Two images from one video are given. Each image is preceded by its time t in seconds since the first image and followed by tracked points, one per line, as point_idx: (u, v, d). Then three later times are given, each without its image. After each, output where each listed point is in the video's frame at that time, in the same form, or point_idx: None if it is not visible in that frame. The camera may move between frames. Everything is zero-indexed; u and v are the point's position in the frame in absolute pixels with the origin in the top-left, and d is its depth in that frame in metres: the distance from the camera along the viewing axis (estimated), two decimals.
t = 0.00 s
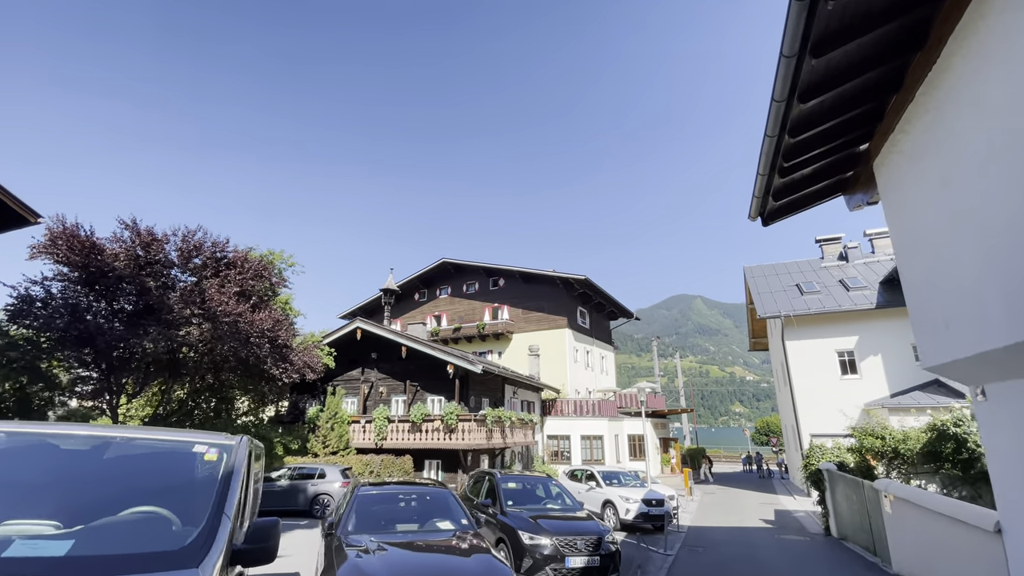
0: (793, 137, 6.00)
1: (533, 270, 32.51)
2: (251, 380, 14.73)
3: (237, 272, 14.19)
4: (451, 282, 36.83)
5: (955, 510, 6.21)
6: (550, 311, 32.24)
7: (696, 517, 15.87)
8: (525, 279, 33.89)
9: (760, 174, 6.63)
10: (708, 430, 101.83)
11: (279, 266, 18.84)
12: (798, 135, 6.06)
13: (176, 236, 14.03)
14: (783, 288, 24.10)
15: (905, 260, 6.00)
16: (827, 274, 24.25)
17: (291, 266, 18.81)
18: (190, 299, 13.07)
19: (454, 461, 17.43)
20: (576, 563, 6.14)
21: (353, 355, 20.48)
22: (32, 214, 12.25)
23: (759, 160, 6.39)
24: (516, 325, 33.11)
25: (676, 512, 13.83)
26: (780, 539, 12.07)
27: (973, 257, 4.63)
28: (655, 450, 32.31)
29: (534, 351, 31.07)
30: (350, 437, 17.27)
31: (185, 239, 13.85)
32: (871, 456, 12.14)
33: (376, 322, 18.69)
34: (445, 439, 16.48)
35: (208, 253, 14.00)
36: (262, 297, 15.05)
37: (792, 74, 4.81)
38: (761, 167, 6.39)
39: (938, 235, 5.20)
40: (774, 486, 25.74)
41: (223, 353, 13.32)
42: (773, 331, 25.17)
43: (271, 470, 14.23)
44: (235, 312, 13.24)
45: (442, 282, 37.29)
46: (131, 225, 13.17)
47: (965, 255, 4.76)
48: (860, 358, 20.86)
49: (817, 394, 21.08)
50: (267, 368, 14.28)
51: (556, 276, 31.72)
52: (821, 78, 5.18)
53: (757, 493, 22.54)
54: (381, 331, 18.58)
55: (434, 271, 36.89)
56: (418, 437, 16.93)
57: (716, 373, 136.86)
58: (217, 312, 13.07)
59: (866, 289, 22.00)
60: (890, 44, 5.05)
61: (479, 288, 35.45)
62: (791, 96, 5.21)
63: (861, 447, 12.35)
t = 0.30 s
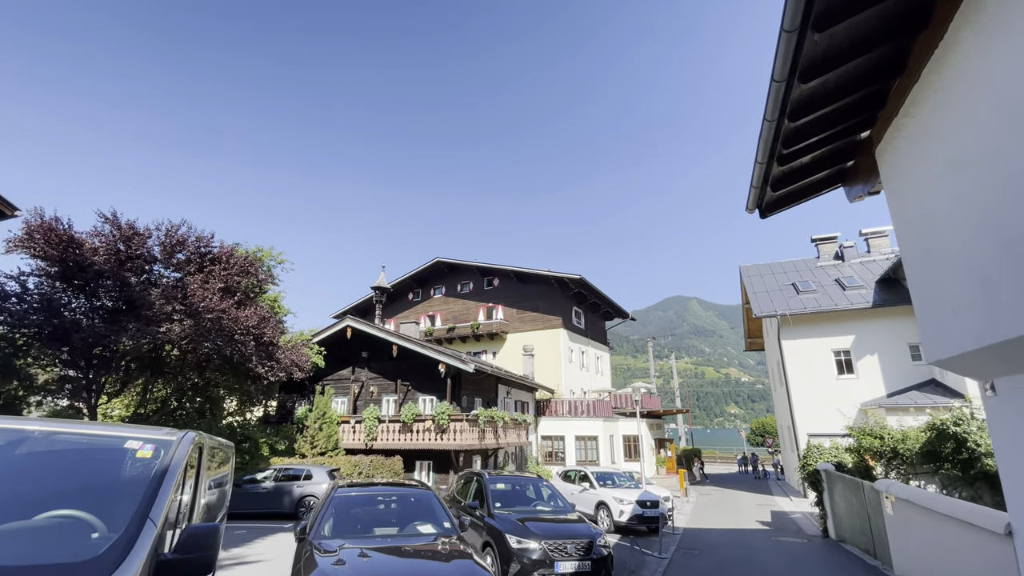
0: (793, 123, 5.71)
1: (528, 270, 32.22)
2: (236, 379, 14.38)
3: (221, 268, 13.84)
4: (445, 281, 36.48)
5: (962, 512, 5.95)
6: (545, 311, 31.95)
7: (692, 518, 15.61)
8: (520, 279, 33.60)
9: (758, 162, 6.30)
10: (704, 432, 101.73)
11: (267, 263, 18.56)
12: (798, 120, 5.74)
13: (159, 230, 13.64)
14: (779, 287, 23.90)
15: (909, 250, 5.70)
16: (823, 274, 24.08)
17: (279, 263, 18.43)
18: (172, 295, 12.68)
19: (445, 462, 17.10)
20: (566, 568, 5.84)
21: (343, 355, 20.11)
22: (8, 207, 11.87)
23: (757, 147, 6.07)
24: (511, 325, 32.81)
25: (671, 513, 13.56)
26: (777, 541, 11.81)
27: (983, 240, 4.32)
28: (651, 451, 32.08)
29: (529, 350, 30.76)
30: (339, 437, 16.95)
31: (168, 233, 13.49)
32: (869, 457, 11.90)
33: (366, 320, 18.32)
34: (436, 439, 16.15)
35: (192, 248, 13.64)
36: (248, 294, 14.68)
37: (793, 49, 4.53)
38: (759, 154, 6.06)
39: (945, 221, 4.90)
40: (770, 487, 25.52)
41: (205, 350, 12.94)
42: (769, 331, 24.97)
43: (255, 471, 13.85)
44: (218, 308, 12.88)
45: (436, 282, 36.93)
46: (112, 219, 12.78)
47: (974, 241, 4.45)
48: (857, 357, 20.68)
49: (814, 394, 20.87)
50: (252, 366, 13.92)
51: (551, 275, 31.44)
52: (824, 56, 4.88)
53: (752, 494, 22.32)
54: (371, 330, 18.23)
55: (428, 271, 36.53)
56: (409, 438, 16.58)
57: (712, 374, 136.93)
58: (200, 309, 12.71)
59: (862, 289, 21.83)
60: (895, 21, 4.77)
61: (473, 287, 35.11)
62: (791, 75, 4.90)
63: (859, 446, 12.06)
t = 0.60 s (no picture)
0: (791, 110, 5.47)
1: (521, 270, 31.97)
2: (218, 378, 14.04)
3: (205, 266, 13.47)
4: (439, 282, 36.13)
5: (968, 516, 5.72)
6: (539, 312, 31.68)
7: (687, 522, 15.33)
8: (514, 279, 33.33)
9: (754, 153, 6.07)
10: (698, 434, 101.86)
11: (254, 262, 18.25)
12: (796, 107, 5.51)
13: (140, 226, 13.23)
14: (774, 288, 23.75)
15: (910, 240, 5.46)
16: (817, 274, 23.97)
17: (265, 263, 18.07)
18: (151, 292, 12.26)
19: (435, 465, 16.74)
20: None
21: (332, 355, 19.75)
22: None
23: (753, 136, 5.84)
24: (504, 326, 32.53)
25: (665, 517, 13.30)
26: (774, 545, 11.56)
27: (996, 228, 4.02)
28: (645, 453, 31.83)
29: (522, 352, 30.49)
30: (327, 440, 16.59)
31: (149, 229, 13.10)
32: (866, 459, 11.69)
33: (354, 320, 18.00)
34: (427, 441, 15.81)
35: (175, 245, 13.26)
36: (233, 293, 14.32)
37: (791, 28, 4.31)
38: (755, 143, 5.83)
39: (954, 208, 4.60)
40: (764, 490, 25.30)
41: (187, 350, 12.55)
42: (764, 332, 24.80)
43: (238, 475, 13.43)
44: (199, 305, 12.52)
45: (430, 282, 36.58)
46: (91, 214, 12.36)
47: (985, 229, 4.16)
48: (852, 359, 20.54)
49: (808, 396, 20.70)
50: (236, 366, 13.55)
51: (545, 276, 31.22)
52: (824, 38, 4.65)
53: (747, 497, 22.09)
54: (360, 329, 17.86)
55: (421, 271, 36.19)
56: (398, 440, 16.22)
57: (706, 377, 137.18)
58: (180, 306, 12.31)
59: (857, 289, 21.70)
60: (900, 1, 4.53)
61: (466, 288, 34.79)
62: (789, 58, 4.68)
63: (857, 448, 11.94)
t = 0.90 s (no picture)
0: (786, 93, 5.26)
1: (515, 270, 31.70)
2: (199, 377, 13.70)
3: (187, 262, 13.13)
4: (432, 281, 35.80)
5: (969, 516, 5.50)
6: (532, 312, 31.43)
7: (680, 524, 15.09)
8: (507, 279, 33.06)
9: (747, 140, 5.86)
10: (692, 435, 101.96)
11: (240, 259, 17.89)
12: (791, 90, 5.30)
13: (119, 220, 12.85)
14: (767, 288, 23.62)
15: (910, 224, 5.22)
16: (811, 274, 23.86)
17: (250, 260, 17.69)
18: (128, 287, 11.85)
19: (424, 466, 16.42)
20: None
21: (320, 354, 19.39)
22: None
23: (747, 122, 5.64)
24: (497, 326, 32.25)
25: (657, 518, 13.06)
26: (768, 547, 11.33)
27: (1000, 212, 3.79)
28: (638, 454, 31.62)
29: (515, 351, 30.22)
30: (313, 441, 16.24)
31: (128, 223, 12.72)
32: (861, 459, 11.51)
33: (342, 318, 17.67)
34: (415, 442, 15.49)
35: (155, 240, 12.90)
36: (216, 289, 13.98)
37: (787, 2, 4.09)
38: (749, 130, 5.62)
39: (956, 193, 4.36)
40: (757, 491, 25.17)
41: (166, 347, 12.18)
42: (758, 332, 24.66)
43: (219, 476, 13.00)
44: (179, 301, 12.16)
45: (422, 282, 36.24)
46: (67, 206, 11.96)
47: (989, 215, 3.93)
48: (845, 359, 20.42)
49: (802, 396, 20.55)
50: (217, 365, 13.18)
51: (538, 275, 30.97)
52: (821, 14, 4.44)
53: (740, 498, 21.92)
54: (348, 328, 17.52)
55: (414, 270, 35.84)
56: (386, 441, 15.89)
57: (700, 378, 137.41)
58: (159, 302, 11.92)
59: (851, 289, 21.60)
60: None
61: (459, 288, 34.47)
62: (785, 34, 4.46)
63: (851, 448, 11.78)
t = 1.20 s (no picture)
0: (785, 74, 5.02)
1: (507, 267, 31.39)
2: (179, 373, 13.32)
3: (166, 255, 12.75)
4: (424, 279, 35.42)
5: (967, 516, 5.32)
6: (524, 310, 31.13)
7: (672, 523, 14.88)
8: (500, 276, 32.74)
9: (744, 125, 5.62)
10: (684, 434, 102.22)
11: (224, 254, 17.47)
12: (790, 70, 5.06)
13: (95, 211, 12.44)
14: (761, 285, 23.49)
15: (910, 209, 5.01)
16: (804, 272, 23.75)
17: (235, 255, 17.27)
18: (101, 279, 11.40)
19: (413, 465, 16.11)
20: None
21: (307, 351, 19.02)
22: None
23: (744, 105, 5.40)
24: (489, 324, 31.94)
25: (648, 518, 12.84)
26: (761, 547, 11.13)
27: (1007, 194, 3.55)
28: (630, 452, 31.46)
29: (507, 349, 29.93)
30: (299, 439, 15.87)
31: (104, 214, 12.31)
32: (855, 457, 11.36)
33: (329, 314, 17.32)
34: (404, 440, 15.16)
35: (133, 232, 12.51)
36: (196, 284, 13.60)
37: None
38: (746, 113, 5.38)
39: (960, 175, 4.12)
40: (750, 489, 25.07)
41: (143, 342, 11.78)
42: (751, 330, 24.54)
43: (199, 475, 12.60)
44: (155, 294, 11.77)
45: (414, 279, 35.86)
46: (40, 197, 11.55)
47: (997, 197, 3.68)
48: (838, 356, 20.33)
49: (794, 394, 20.43)
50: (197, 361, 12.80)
51: (531, 272, 30.69)
52: None
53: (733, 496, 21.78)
54: (335, 324, 17.16)
55: (405, 267, 35.44)
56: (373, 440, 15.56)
57: (693, 377, 137.82)
58: (134, 296, 11.50)
59: (844, 287, 21.51)
60: None
61: (452, 285, 34.13)
62: (784, 9, 4.22)
63: (846, 446, 11.61)
